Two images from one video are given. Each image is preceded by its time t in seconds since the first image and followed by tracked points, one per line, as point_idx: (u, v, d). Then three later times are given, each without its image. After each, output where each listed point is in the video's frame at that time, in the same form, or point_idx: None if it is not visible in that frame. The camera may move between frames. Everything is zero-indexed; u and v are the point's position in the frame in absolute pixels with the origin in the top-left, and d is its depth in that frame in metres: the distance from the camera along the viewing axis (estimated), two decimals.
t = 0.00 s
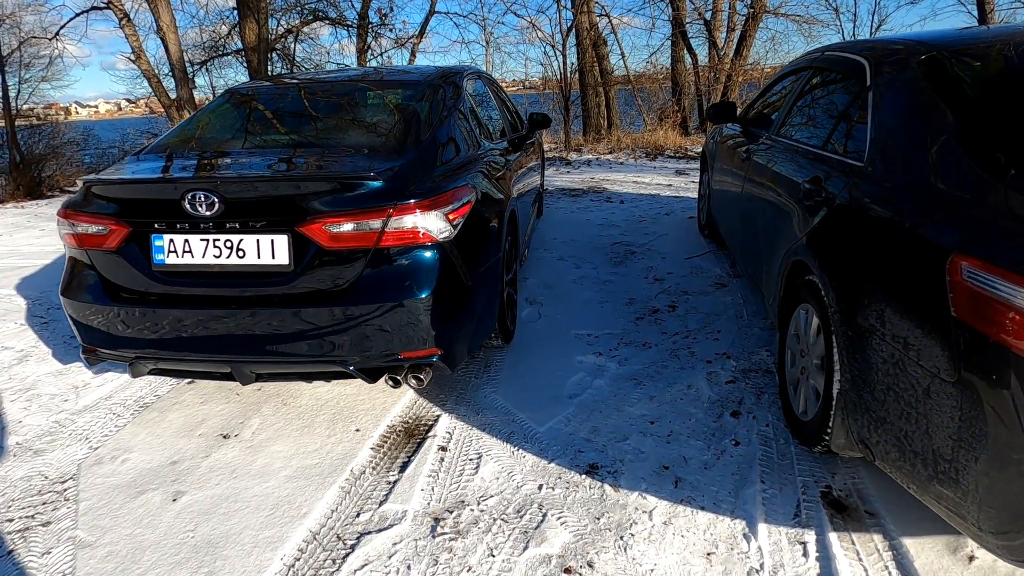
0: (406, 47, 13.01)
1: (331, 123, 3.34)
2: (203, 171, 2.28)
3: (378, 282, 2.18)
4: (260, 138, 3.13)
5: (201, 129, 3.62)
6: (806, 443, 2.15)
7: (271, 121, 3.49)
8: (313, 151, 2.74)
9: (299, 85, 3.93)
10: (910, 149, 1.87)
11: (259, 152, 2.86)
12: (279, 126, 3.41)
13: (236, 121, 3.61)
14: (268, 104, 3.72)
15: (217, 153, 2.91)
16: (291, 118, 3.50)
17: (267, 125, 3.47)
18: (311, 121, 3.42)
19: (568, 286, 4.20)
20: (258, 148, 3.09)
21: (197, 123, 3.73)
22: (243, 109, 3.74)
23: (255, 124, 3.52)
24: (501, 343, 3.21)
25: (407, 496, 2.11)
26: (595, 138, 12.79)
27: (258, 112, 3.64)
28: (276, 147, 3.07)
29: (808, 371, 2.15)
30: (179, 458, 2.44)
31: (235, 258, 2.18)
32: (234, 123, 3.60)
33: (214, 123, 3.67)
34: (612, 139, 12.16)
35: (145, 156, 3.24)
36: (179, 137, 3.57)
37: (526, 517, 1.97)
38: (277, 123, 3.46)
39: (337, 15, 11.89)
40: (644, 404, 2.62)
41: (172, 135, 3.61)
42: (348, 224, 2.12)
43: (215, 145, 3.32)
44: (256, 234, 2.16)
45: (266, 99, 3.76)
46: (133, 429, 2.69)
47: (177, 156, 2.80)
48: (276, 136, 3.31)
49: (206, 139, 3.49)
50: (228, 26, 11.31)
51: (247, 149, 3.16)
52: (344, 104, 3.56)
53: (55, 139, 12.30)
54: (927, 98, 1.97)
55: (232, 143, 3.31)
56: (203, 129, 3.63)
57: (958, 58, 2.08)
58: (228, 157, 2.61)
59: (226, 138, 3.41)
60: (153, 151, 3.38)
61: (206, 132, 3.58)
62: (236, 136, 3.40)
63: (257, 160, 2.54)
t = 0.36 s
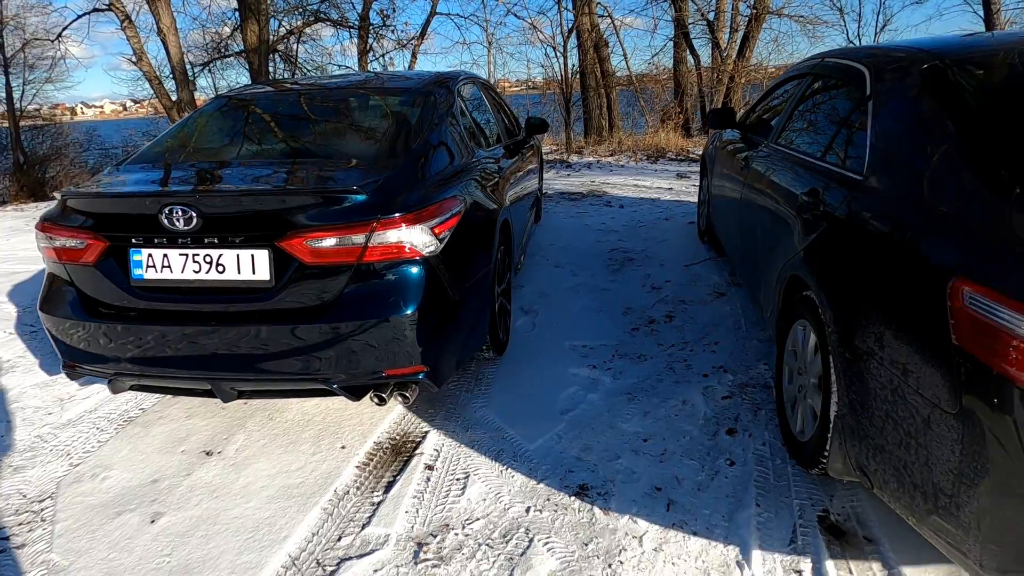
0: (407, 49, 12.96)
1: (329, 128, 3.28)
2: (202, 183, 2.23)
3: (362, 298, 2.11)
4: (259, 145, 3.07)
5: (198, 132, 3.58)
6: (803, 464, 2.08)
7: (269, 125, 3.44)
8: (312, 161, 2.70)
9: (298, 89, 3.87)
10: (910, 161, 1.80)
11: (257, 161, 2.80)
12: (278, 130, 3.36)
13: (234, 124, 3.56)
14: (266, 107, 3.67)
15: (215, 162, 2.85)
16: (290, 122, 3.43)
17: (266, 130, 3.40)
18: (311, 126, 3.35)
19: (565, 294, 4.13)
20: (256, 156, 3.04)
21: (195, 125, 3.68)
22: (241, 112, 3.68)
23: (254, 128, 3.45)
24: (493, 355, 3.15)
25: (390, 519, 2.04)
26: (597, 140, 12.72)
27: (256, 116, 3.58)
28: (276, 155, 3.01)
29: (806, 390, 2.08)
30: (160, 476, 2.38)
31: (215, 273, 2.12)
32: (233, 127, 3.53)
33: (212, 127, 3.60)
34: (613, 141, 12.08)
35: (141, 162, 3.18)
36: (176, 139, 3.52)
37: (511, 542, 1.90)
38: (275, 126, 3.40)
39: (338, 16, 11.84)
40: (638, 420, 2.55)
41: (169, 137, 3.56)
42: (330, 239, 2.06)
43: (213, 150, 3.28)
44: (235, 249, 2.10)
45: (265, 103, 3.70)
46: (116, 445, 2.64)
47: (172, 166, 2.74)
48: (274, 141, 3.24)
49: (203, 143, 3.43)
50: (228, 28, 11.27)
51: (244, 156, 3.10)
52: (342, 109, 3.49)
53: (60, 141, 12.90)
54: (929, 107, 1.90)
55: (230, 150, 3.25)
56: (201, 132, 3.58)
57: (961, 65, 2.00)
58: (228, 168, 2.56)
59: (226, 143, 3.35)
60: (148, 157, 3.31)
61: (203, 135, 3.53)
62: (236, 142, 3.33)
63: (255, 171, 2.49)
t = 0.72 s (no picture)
0: (415, 49, 12.96)
1: (336, 129, 3.27)
2: (206, 185, 2.22)
3: (362, 301, 2.10)
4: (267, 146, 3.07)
5: (206, 132, 3.58)
6: (808, 471, 2.04)
7: (276, 125, 3.44)
8: (320, 163, 2.69)
9: (306, 90, 3.86)
10: (920, 164, 1.76)
11: (264, 162, 2.80)
12: (285, 130, 3.35)
13: (241, 124, 3.56)
14: (273, 107, 3.66)
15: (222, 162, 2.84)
16: (298, 123, 3.42)
17: (274, 130, 3.39)
18: (318, 126, 3.34)
19: (570, 296, 4.11)
20: (264, 158, 3.03)
21: (203, 125, 3.69)
22: (249, 112, 3.67)
23: (262, 129, 3.44)
24: (496, 357, 3.13)
25: (390, 523, 2.03)
26: (605, 140, 12.67)
27: (264, 116, 3.58)
28: (284, 156, 3.00)
29: (812, 396, 2.05)
30: (161, 478, 2.37)
31: (215, 275, 2.11)
32: (241, 127, 3.52)
33: (219, 127, 3.60)
34: (621, 142, 12.04)
35: (150, 162, 3.18)
36: (184, 139, 3.53)
37: (512, 548, 1.88)
38: (282, 127, 3.40)
39: (347, 17, 11.87)
40: (642, 425, 2.52)
41: (177, 137, 3.57)
42: (330, 241, 2.05)
43: (222, 150, 3.28)
44: (236, 251, 2.09)
45: (272, 104, 3.70)
46: (118, 446, 2.63)
47: (179, 167, 2.74)
48: (282, 142, 3.24)
49: (211, 143, 3.42)
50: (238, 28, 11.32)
51: (252, 157, 3.09)
52: (349, 109, 3.48)
53: (72, 140, 13.00)
54: (940, 108, 1.85)
55: (237, 150, 3.24)
56: (209, 132, 3.58)
57: (973, 66, 1.96)
58: (235, 169, 2.55)
59: (234, 143, 3.34)
60: (156, 158, 3.31)
61: (211, 134, 3.54)
62: (244, 142, 3.33)
63: (262, 172, 2.48)
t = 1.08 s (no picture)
0: (427, 51, 13.00)
1: (349, 129, 3.28)
2: (221, 185, 2.22)
3: (375, 301, 2.09)
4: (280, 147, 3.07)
5: (220, 133, 3.60)
6: (827, 475, 2.01)
7: (289, 126, 3.44)
8: (334, 163, 2.69)
9: (319, 91, 3.87)
10: (943, 162, 1.72)
11: (279, 163, 2.80)
12: (298, 131, 3.36)
13: (254, 125, 3.58)
14: (287, 108, 3.67)
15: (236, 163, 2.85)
16: (310, 123, 3.43)
17: (287, 131, 3.40)
18: (331, 128, 3.35)
19: (582, 297, 4.09)
20: (277, 158, 3.04)
21: (217, 126, 3.70)
22: (263, 113, 3.69)
23: (276, 130, 3.45)
24: (509, 358, 3.11)
25: (402, 524, 2.02)
26: (617, 141, 12.63)
27: (277, 117, 3.59)
28: (297, 157, 3.00)
29: (831, 400, 2.01)
30: (176, 476, 2.38)
31: (230, 275, 2.11)
32: (255, 128, 3.53)
33: (234, 128, 3.62)
34: (633, 142, 12.00)
35: (165, 163, 3.19)
36: (198, 140, 3.55)
37: (525, 551, 1.87)
38: (295, 127, 3.41)
39: (359, 19, 11.92)
40: (656, 427, 2.50)
41: (192, 138, 3.59)
42: (344, 241, 2.04)
43: (235, 151, 3.29)
44: (250, 251, 2.09)
45: (285, 105, 3.71)
46: (134, 444, 2.65)
47: (193, 167, 2.75)
48: (295, 143, 3.24)
49: (225, 144, 3.44)
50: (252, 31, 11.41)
51: (265, 158, 3.10)
52: (362, 110, 3.48)
53: (89, 143, 13.17)
54: (964, 105, 1.81)
55: (251, 150, 3.25)
56: (223, 133, 3.60)
57: (997, 62, 1.91)
58: (249, 169, 2.56)
59: (248, 144, 3.35)
60: (171, 159, 3.33)
61: (225, 135, 3.55)
62: (258, 142, 3.34)
63: (276, 172, 2.49)
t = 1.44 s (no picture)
0: (437, 53, 13.02)
1: (360, 131, 3.27)
2: (239, 185, 2.21)
3: (393, 302, 2.08)
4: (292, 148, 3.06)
5: (233, 135, 3.60)
6: (850, 481, 1.98)
7: (301, 127, 3.44)
8: (346, 164, 2.68)
9: (330, 92, 3.86)
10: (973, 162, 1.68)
11: (291, 164, 2.80)
12: (309, 133, 3.35)
13: (266, 126, 3.57)
14: (299, 110, 3.67)
15: (249, 164, 2.85)
16: (322, 125, 3.42)
17: (298, 133, 3.40)
18: (342, 129, 3.34)
19: (596, 299, 4.06)
20: (289, 159, 3.03)
21: (230, 128, 3.71)
22: (275, 116, 3.68)
23: (288, 132, 3.44)
24: (524, 360, 3.09)
25: (419, 527, 2.00)
26: (627, 142, 12.60)
27: (289, 120, 3.58)
28: (309, 158, 3.00)
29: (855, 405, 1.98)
30: (192, 477, 2.38)
31: (248, 275, 2.11)
32: (268, 130, 3.53)
33: (247, 130, 3.62)
34: (643, 144, 11.96)
35: (179, 165, 3.19)
36: (211, 142, 3.56)
37: (544, 555, 1.84)
38: (306, 129, 3.40)
39: (369, 21, 11.95)
40: (674, 431, 2.47)
41: (204, 140, 3.60)
42: (362, 242, 2.03)
43: (248, 152, 3.29)
44: (268, 251, 2.08)
45: (297, 106, 3.71)
46: (150, 444, 2.65)
47: (208, 168, 2.75)
48: (307, 144, 3.24)
49: (238, 146, 3.44)
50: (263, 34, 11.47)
51: (277, 159, 3.09)
52: (373, 111, 3.48)
53: (103, 144, 13.29)
54: (994, 103, 1.77)
55: (263, 152, 3.25)
56: (236, 134, 3.60)
57: None
58: (261, 169, 2.55)
59: (260, 146, 3.34)
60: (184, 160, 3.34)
61: (238, 137, 3.56)
62: (270, 144, 3.33)
63: (287, 173, 2.49)
